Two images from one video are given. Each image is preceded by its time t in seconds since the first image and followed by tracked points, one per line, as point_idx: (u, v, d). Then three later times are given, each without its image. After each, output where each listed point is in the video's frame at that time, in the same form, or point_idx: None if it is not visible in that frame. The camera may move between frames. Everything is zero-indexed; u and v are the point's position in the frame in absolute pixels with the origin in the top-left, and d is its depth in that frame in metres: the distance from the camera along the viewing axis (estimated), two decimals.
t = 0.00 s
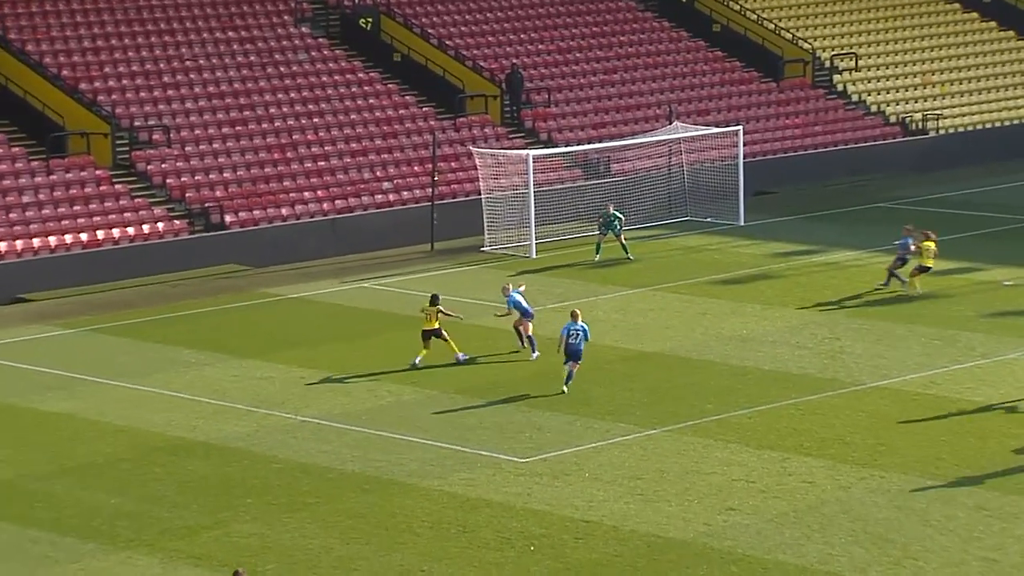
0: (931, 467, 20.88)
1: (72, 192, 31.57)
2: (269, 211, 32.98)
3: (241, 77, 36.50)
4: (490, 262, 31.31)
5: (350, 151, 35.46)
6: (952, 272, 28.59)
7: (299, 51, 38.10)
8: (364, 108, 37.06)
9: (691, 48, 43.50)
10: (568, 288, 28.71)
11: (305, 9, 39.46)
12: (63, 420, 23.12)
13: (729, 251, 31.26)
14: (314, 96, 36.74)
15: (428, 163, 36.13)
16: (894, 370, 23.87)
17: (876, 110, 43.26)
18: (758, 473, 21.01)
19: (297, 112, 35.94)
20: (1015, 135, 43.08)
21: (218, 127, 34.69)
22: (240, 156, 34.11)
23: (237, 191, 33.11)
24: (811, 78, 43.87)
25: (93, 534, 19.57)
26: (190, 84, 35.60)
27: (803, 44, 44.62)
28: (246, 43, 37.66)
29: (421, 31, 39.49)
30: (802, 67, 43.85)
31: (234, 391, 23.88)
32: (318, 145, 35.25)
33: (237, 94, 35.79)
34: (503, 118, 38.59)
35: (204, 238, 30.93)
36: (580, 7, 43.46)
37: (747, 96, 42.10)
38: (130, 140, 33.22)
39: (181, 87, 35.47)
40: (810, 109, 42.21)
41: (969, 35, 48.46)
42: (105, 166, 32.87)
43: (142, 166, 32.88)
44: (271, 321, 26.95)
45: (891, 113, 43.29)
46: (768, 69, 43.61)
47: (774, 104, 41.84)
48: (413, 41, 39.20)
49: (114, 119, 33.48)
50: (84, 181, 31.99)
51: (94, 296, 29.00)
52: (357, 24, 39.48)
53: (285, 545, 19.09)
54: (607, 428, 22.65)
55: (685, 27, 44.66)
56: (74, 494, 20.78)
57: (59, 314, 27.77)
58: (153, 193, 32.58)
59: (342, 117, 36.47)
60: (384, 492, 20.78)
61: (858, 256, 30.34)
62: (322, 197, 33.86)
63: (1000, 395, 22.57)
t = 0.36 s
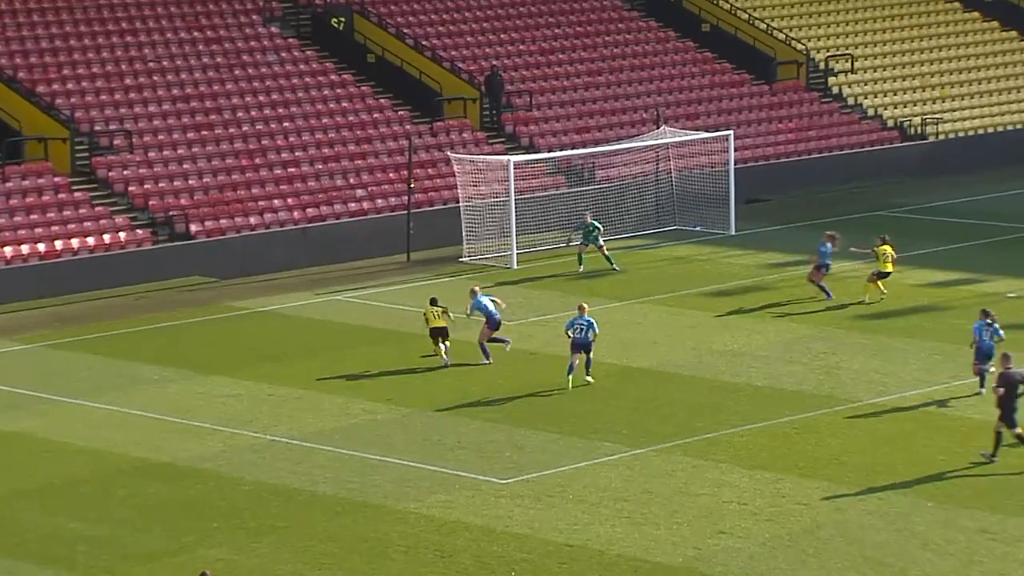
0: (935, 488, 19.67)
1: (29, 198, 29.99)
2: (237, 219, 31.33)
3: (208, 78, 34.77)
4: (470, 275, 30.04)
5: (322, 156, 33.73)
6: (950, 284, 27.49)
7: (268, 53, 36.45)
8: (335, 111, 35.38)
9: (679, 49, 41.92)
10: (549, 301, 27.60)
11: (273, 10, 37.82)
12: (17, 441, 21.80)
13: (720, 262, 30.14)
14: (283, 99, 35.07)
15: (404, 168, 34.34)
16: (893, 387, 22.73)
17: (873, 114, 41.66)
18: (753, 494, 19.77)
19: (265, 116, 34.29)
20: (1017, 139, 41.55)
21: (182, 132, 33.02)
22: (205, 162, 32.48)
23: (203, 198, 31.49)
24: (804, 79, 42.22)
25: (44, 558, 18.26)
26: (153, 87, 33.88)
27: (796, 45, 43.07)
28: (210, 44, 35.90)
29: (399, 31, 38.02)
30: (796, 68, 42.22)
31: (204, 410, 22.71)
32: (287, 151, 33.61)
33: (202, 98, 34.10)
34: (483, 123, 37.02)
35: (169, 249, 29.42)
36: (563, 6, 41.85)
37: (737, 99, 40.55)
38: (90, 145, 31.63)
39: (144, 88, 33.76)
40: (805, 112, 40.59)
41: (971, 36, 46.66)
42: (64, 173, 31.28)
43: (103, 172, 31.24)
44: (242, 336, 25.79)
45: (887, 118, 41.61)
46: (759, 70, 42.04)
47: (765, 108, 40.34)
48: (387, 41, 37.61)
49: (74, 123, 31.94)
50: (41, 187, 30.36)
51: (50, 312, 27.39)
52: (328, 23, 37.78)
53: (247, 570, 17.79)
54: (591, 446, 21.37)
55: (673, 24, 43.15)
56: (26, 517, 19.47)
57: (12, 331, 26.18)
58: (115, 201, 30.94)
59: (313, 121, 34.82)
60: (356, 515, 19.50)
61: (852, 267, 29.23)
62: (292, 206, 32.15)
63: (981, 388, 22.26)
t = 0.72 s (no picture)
0: (953, 511, 18.62)
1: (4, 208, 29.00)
2: (220, 230, 30.34)
3: (191, 82, 33.71)
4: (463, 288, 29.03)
5: (309, 164, 32.72)
6: (964, 298, 26.51)
7: (253, 55, 35.36)
8: (323, 117, 34.30)
9: (682, 53, 40.87)
10: (547, 315, 26.63)
11: (259, 11, 36.73)
12: None
13: (724, 275, 29.18)
14: (269, 104, 33.99)
15: (395, 177, 33.33)
16: (906, 405, 21.74)
17: (884, 120, 40.50)
18: (761, 516, 18.71)
19: (250, 122, 33.24)
20: None
21: (163, 139, 31.98)
22: (187, 170, 31.44)
23: (185, 208, 30.47)
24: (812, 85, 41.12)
25: None
26: (133, 92, 32.78)
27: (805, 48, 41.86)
28: (192, 48, 34.76)
29: (391, 33, 36.92)
30: (803, 73, 41.08)
31: (188, 429, 21.76)
32: (272, 158, 32.55)
33: (185, 103, 33.04)
34: (477, 131, 36.06)
35: (149, 261, 28.47)
36: (561, 7, 40.79)
37: (742, 105, 39.56)
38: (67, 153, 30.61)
39: (124, 94, 32.72)
40: (812, 119, 39.65)
41: (986, 38, 45.11)
42: (41, 182, 30.30)
43: (80, 181, 30.23)
44: (229, 351, 24.89)
45: (898, 124, 40.46)
46: (767, 75, 40.98)
47: (772, 114, 39.39)
48: (379, 45, 36.53)
49: (50, 130, 30.92)
50: (18, 196, 29.36)
51: (24, 328, 26.41)
52: (316, 25, 36.61)
53: None
54: (591, 467, 20.34)
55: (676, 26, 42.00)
56: None
57: None
58: (93, 211, 29.94)
59: (300, 127, 33.75)
60: (343, 537, 18.46)
61: (861, 281, 28.24)
62: (277, 215, 31.14)
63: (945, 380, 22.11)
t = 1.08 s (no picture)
0: (967, 535, 17.73)
1: None
2: (201, 243, 29.48)
3: (170, 89, 32.81)
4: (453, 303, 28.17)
5: (293, 174, 31.85)
6: (974, 314, 25.67)
7: (236, 60, 34.43)
8: (308, 125, 33.40)
9: (681, 59, 40.03)
10: (541, 331, 25.80)
11: (242, 14, 35.74)
12: None
13: (725, 289, 28.35)
14: (251, 112, 33.08)
15: (382, 187, 32.47)
16: (915, 425, 20.90)
17: (892, 128, 39.79)
18: (766, 539, 17.81)
19: (231, 130, 32.34)
20: None
21: (141, 148, 31.09)
22: (165, 180, 30.56)
23: (163, 220, 29.59)
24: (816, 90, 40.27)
25: None
26: (109, 99, 31.94)
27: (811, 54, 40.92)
28: (171, 53, 33.83)
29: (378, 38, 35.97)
30: (808, 79, 40.26)
31: (168, 450, 20.88)
32: (255, 168, 31.66)
33: (164, 111, 32.15)
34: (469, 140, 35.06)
35: (127, 275, 27.59)
36: (556, 11, 39.84)
37: (744, 111, 38.75)
38: (40, 163, 29.76)
39: (101, 102, 31.84)
40: (817, 127, 38.76)
41: (995, 40, 44.14)
42: (13, 192, 29.42)
43: (54, 192, 29.35)
44: (211, 369, 24.03)
45: (908, 131, 39.75)
46: (769, 81, 40.11)
47: (776, 121, 38.56)
48: (367, 50, 35.44)
49: (23, 138, 30.04)
50: None
51: None
52: (301, 29, 35.71)
53: None
54: (587, 490, 19.46)
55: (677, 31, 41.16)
56: None
57: None
58: (68, 223, 29.06)
59: (284, 136, 32.85)
60: (326, 563, 17.54)
61: (867, 295, 27.42)
62: (261, 227, 30.29)
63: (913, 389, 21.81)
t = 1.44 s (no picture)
0: (978, 559, 16.82)
1: None
2: (175, 255, 28.64)
3: (144, 96, 31.95)
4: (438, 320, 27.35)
5: (271, 184, 31.00)
6: (981, 330, 24.86)
7: (212, 66, 33.57)
8: (287, 133, 32.55)
9: (676, 64, 39.21)
10: (532, 348, 24.99)
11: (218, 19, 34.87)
12: None
13: (721, 304, 27.54)
14: (227, 120, 32.23)
15: (364, 198, 31.64)
16: (920, 446, 20.07)
17: (894, 137, 38.86)
18: (767, 563, 16.88)
19: (206, 139, 31.49)
20: None
21: (113, 157, 30.24)
22: (137, 191, 29.71)
23: (135, 231, 28.73)
24: (816, 98, 39.42)
25: None
26: (79, 106, 31.10)
27: (811, 59, 40.11)
28: (144, 58, 32.98)
29: (356, 44, 35.23)
30: (807, 85, 39.43)
31: (140, 471, 20.04)
32: (231, 178, 30.82)
33: (136, 118, 31.30)
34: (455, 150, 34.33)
35: (97, 289, 26.74)
36: (545, 15, 39.12)
37: (742, 119, 37.98)
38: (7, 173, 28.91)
39: (72, 110, 30.98)
40: (817, 136, 38.03)
41: (998, 49, 43.44)
42: None
43: (21, 203, 28.51)
44: (185, 387, 23.20)
45: (911, 139, 38.80)
46: (767, 87, 39.40)
47: (775, 129, 37.84)
48: (348, 55, 34.71)
49: None
50: None
51: None
52: (279, 34, 34.93)
53: None
54: (579, 513, 18.55)
55: (670, 36, 40.30)
56: None
57: None
58: (35, 235, 28.22)
59: (261, 144, 32.00)
60: None
61: (869, 310, 26.60)
62: (237, 239, 29.46)
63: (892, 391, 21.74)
